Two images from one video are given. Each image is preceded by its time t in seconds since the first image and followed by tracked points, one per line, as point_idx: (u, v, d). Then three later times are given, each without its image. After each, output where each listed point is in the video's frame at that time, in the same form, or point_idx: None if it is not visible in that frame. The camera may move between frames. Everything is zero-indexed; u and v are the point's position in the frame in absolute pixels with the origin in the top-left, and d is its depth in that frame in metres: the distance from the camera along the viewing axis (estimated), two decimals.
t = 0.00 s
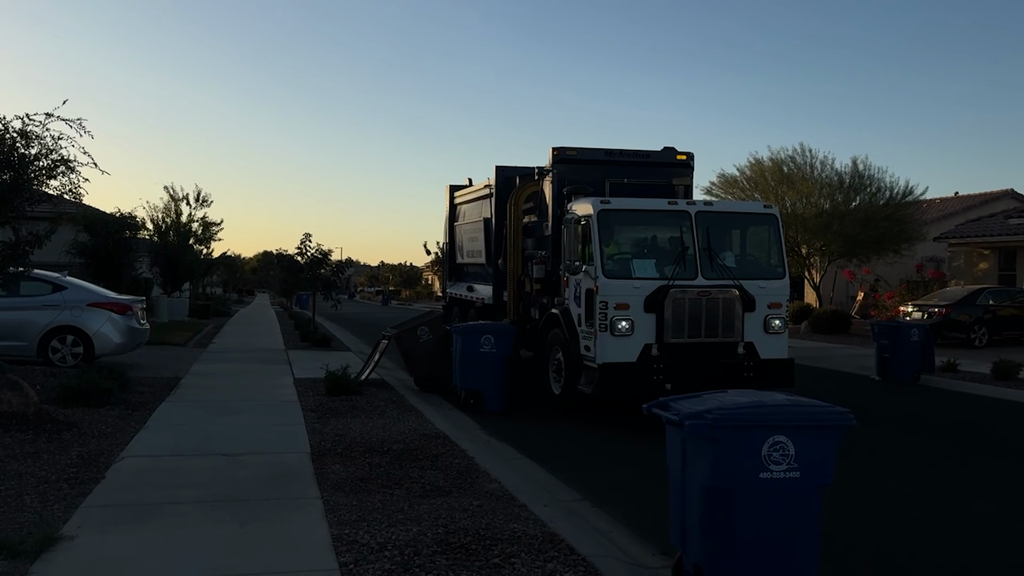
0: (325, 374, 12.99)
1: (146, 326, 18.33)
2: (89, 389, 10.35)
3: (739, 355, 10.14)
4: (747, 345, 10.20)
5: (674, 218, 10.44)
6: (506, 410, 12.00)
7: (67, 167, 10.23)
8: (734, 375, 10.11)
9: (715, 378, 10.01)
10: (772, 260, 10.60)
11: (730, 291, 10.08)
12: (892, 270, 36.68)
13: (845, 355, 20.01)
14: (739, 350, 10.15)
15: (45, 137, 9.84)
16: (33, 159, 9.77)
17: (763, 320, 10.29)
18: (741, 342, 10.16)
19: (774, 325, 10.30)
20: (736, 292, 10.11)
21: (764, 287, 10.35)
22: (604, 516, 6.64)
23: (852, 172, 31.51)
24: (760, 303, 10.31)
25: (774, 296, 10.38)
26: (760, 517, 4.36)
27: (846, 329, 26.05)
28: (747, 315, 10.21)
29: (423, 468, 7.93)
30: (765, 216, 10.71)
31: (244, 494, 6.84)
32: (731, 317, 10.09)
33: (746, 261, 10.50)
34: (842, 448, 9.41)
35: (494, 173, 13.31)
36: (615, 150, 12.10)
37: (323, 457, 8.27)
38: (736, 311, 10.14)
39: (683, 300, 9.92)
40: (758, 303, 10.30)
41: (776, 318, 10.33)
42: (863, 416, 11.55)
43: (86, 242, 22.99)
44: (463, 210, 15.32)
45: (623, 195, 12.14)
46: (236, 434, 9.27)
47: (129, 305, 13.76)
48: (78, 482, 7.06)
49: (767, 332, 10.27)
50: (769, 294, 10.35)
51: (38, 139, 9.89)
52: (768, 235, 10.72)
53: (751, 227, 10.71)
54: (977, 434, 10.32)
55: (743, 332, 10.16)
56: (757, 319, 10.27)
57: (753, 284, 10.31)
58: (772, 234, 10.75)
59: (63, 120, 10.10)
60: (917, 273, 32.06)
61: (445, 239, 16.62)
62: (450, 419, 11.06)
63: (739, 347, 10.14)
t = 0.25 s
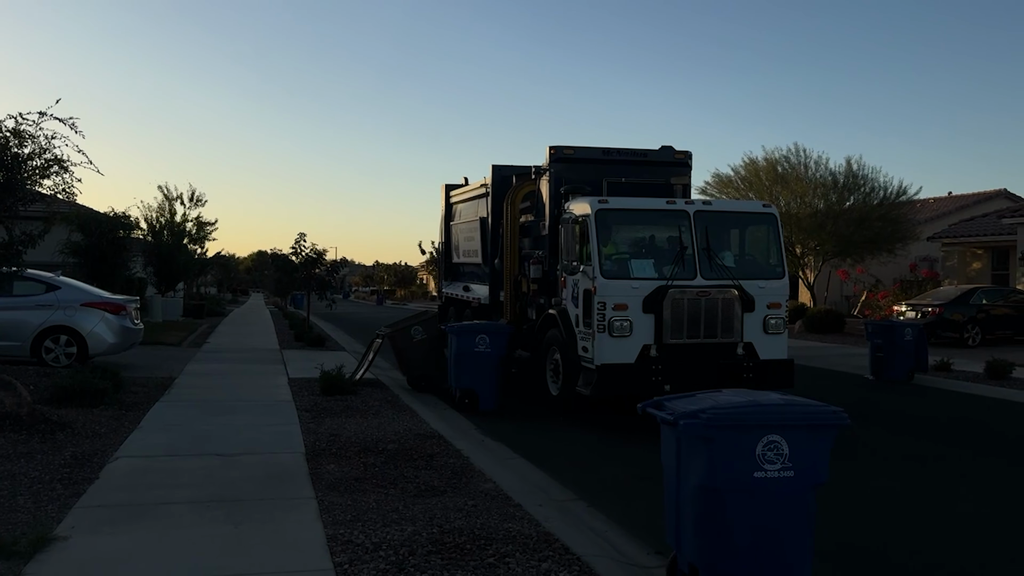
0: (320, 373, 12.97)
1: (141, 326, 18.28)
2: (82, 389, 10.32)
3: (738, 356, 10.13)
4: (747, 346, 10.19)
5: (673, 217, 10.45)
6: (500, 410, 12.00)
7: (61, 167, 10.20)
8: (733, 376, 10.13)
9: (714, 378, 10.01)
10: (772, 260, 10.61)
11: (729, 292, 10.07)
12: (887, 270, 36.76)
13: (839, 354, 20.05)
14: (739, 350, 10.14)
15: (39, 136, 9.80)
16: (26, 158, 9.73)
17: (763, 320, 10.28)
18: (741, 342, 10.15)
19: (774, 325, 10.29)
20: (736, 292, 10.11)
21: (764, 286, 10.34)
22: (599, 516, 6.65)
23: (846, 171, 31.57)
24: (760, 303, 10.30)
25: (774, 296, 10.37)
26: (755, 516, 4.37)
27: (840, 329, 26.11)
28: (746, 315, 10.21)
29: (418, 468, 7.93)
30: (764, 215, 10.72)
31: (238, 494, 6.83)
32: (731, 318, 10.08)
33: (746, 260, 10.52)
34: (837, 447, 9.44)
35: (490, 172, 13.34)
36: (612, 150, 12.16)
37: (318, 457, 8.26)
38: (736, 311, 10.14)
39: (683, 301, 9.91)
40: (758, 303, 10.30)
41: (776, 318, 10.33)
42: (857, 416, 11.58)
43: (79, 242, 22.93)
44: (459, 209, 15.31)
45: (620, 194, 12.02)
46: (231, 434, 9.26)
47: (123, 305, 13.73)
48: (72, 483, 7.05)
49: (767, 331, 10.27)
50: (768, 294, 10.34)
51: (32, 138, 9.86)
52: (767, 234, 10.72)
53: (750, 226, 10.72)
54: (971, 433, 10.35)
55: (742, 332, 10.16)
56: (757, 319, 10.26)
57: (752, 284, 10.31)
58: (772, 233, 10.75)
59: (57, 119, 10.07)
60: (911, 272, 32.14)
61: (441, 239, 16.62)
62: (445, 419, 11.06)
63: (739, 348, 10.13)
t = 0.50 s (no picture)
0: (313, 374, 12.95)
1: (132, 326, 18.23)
2: (74, 390, 10.28)
3: (740, 357, 10.15)
4: (749, 347, 10.21)
5: (674, 216, 10.46)
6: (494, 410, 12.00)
7: (52, 167, 10.16)
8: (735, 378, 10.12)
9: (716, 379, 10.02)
10: (774, 259, 10.64)
11: (731, 291, 10.08)
12: (878, 270, 36.88)
13: (831, 354, 20.11)
14: (740, 351, 10.16)
15: (30, 136, 9.76)
16: (17, 158, 9.69)
17: (765, 321, 10.30)
18: (743, 343, 10.17)
19: (776, 325, 10.32)
20: (737, 292, 10.13)
21: (765, 286, 10.38)
22: (592, 516, 6.66)
23: (838, 172, 31.67)
24: (762, 303, 10.32)
25: (776, 296, 10.39)
26: (747, 516, 4.37)
27: (832, 329, 26.18)
28: (748, 316, 10.23)
29: (411, 468, 7.93)
30: (766, 214, 10.75)
31: (230, 495, 6.81)
32: (733, 319, 10.10)
33: (747, 259, 10.54)
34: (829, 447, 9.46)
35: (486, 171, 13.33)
36: (610, 147, 12.17)
37: (310, 458, 8.24)
38: (738, 312, 10.16)
39: (684, 301, 9.92)
40: (760, 303, 10.32)
41: (778, 318, 10.35)
42: (849, 415, 11.62)
43: (70, 242, 22.84)
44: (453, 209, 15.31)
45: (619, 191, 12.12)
46: (224, 435, 9.23)
47: (114, 306, 13.69)
48: (63, 484, 7.02)
49: (770, 332, 10.29)
50: (770, 294, 10.38)
51: (22, 138, 9.81)
52: (768, 232, 10.75)
53: (752, 225, 10.75)
54: (962, 433, 10.39)
55: (745, 333, 10.18)
56: (759, 319, 10.29)
57: (754, 283, 10.34)
58: (772, 232, 10.77)
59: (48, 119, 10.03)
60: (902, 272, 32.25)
61: (435, 239, 16.61)
62: (438, 419, 11.06)
63: (741, 349, 10.15)
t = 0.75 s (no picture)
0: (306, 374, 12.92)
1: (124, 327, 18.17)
2: (65, 391, 10.24)
3: (745, 359, 10.17)
4: (754, 349, 10.23)
5: (678, 216, 10.44)
6: (487, 411, 12.00)
7: (43, 167, 10.13)
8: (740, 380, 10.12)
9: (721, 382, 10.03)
10: (779, 259, 10.65)
11: (736, 292, 10.10)
12: (870, 270, 36.99)
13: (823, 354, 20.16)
14: (745, 353, 10.17)
15: (21, 136, 9.73)
16: (8, 158, 9.66)
17: (770, 323, 10.33)
18: (748, 346, 10.19)
19: (780, 327, 10.35)
20: (742, 293, 10.14)
21: (771, 287, 10.40)
22: (584, 516, 6.67)
23: (830, 172, 31.76)
24: (767, 304, 10.34)
25: (781, 297, 10.42)
26: (740, 516, 4.37)
27: (824, 329, 26.24)
28: (754, 317, 10.25)
29: (404, 469, 7.93)
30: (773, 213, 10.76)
31: (223, 496, 6.80)
32: (738, 320, 10.11)
33: (752, 259, 10.54)
34: (821, 447, 9.48)
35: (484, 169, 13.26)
36: (612, 145, 12.18)
37: (303, 459, 8.23)
38: (743, 313, 10.17)
39: (688, 303, 9.94)
40: (765, 304, 10.34)
41: (783, 319, 10.38)
42: (841, 415, 11.65)
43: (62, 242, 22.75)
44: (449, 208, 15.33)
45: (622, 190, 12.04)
46: (216, 436, 9.21)
47: (106, 306, 13.64)
48: (54, 485, 6.99)
49: (775, 334, 10.33)
50: (776, 294, 10.40)
51: (14, 138, 9.78)
52: (773, 231, 10.75)
53: (757, 224, 10.74)
54: (953, 433, 10.42)
55: (750, 335, 10.20)
56: (764, 320, 10.31)
57: (759, 284, 10.35)
58: (778, 231, 10.77)
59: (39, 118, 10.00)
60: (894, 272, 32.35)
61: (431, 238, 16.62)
62: (431, 420, 11.06)
63: (746, 351, 10.17)
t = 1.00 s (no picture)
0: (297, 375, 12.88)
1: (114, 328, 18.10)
2: (54, 392, 10.20)
3: (757, 363, 9.64)
4: (766, 353, 9.72)
5: (687, 214, 9.94)
6: (479, 412, 11.98)
7: (32, 167, 10.08)
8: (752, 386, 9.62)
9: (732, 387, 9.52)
10: (792, 259, 10.14)
11: (748, 294, 9.61)
12: (861, 271, 37.13)
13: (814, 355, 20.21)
14: (757, 358, 9.66)
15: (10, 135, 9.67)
16: None
17: (783, 326, 9.81)
18: (760, 350, 9.67)
19: (794, 330, 9.83)
20: (754, 295, 9.64)
21: (784, 289, 9.87)
22: (575, 517, 6.66)
23: (821, 173, 31.88)
24: (780, 307, 9.83)
25: (794, 300, 9.89)
26: (730, 517, 4.38)
27: (815, 330, 26.33)
28: (766, 320, 9.73)
29: (395, 470, 7.91)
30: (784, 212, 10.28)
31: (212, 498, 6.77)
32: (750, 323, 9.61)
33: (764, 259, 10.04)
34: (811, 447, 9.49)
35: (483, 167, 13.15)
36: (616, 142, 11.67)
37: (293, 460, 8.20)
38: (755, 316, 9.68)
39: (698, 305, 9.43)
40: (778, 306, 9.82)
41: (797, 323, 9.87)
42: (832, 415, 11.66)
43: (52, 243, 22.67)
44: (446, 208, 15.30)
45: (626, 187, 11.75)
46: (206, 437, 9.18)
47: (96, 308, 13.59)
48: (43, 487, 6.95)
49: (789, 338, 9.81)
50: (790, 296, 9.87)
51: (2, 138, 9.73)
52: (786, 230, 10.25)
53: (769, 223, 10.24)
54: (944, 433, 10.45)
55: (762, 338, 9.68)
56: (776, 324, 9.80)
57: (772, 285, 9.83)
58: (790, 230, 10.27)
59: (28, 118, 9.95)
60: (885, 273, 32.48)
61: (427, 237, 16.61)
62: (423, 421, 11.03)
63: (758, 355, 9.66)
